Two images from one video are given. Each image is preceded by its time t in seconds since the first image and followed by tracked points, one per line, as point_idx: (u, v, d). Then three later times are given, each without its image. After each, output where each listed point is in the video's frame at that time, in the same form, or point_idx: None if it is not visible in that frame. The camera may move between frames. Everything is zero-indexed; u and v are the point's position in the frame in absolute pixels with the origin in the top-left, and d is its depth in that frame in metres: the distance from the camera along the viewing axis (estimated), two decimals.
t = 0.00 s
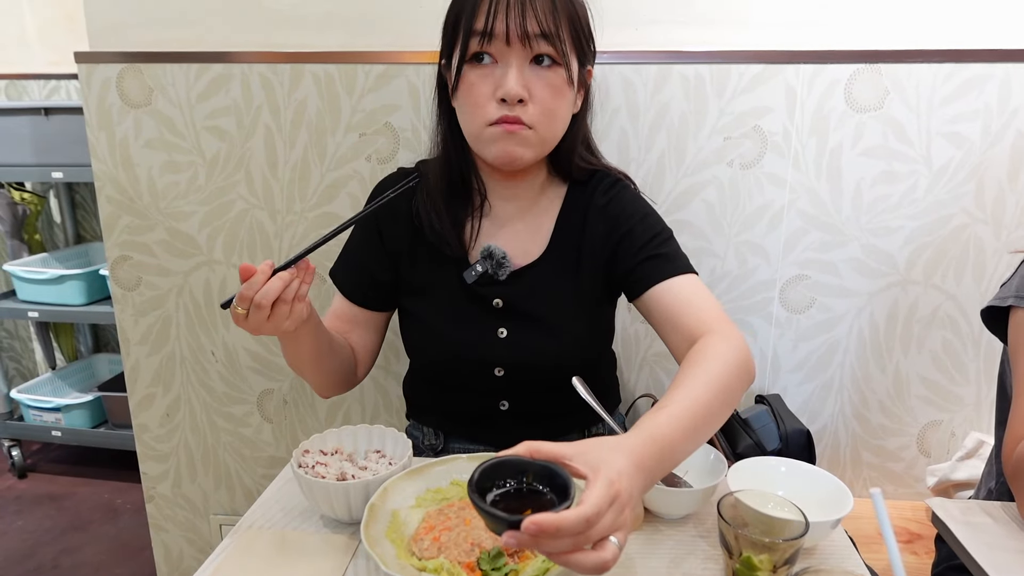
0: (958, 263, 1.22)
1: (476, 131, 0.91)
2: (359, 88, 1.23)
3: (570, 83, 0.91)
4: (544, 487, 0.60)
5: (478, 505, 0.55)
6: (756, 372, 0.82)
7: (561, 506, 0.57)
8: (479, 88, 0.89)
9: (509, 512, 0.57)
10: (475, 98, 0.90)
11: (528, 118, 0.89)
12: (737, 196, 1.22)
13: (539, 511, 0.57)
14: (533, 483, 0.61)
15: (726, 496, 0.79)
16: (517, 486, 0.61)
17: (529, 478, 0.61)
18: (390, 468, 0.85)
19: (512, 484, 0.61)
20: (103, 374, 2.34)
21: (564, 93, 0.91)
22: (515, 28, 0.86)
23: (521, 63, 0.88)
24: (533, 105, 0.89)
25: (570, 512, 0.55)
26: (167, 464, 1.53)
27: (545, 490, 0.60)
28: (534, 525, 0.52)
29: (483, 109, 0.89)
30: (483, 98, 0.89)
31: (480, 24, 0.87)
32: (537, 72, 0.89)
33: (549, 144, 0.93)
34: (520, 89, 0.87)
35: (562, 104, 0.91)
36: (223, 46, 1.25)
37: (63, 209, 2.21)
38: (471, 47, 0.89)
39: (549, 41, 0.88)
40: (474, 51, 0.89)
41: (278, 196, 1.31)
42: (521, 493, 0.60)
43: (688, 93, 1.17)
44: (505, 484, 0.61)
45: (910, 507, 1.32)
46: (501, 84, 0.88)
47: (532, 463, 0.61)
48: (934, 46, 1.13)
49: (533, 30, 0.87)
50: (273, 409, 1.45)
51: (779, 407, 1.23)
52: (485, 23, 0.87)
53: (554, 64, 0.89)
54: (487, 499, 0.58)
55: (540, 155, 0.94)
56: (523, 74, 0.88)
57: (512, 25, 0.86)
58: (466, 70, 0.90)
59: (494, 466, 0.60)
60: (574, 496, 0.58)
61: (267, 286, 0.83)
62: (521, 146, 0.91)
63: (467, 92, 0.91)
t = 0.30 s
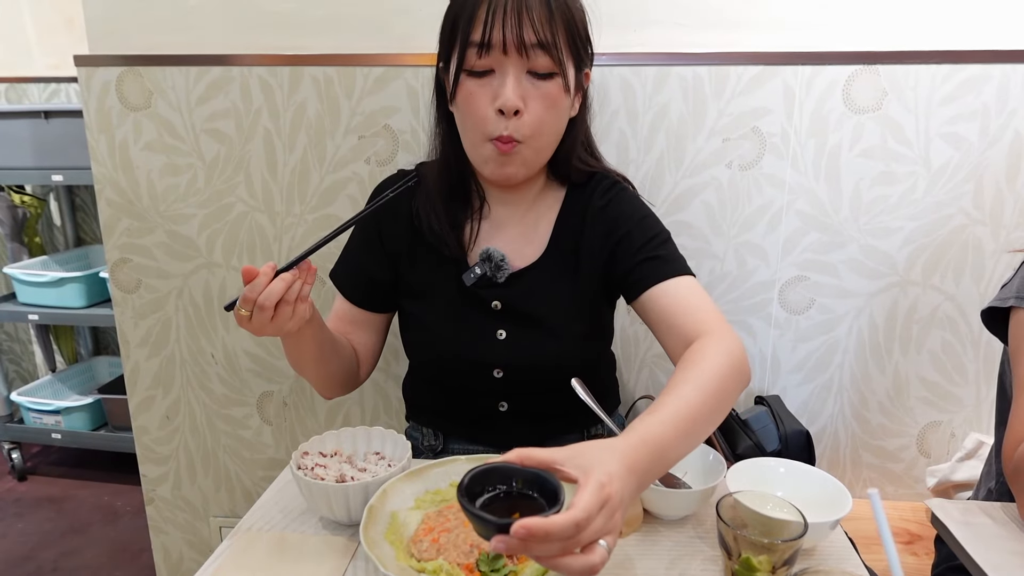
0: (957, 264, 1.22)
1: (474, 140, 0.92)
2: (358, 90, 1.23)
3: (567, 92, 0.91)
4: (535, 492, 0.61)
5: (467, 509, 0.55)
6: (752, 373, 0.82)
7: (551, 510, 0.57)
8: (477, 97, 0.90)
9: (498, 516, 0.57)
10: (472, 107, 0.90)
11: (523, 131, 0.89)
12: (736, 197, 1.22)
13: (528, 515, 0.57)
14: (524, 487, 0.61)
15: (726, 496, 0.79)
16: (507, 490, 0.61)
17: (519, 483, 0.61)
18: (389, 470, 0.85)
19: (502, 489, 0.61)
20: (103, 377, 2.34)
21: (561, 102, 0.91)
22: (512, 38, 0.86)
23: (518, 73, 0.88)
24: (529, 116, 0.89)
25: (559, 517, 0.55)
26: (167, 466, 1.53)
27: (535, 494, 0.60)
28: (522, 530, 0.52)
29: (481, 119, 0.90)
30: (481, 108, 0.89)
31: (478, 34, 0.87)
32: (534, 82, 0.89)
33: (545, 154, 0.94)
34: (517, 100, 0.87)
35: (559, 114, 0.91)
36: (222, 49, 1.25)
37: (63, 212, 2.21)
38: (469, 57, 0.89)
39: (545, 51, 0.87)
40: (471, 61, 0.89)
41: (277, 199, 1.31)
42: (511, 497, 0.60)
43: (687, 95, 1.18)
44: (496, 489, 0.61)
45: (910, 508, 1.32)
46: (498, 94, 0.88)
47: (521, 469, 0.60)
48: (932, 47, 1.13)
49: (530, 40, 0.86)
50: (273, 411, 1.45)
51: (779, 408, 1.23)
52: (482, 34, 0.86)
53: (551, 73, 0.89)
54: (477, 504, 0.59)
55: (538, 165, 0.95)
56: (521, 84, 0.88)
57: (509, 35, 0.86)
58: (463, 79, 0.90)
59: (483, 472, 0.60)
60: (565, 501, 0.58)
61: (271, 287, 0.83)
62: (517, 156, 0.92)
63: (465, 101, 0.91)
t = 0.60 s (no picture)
0: (957, 266, 1.22)
1: (476, 143, 0.92)
2: (358, 92, 1.23)
3: (569, 95, 0.91)
4: (533, 498, 0.61)
5: (467, 518, 0.55)
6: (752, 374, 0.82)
7: (551, 517, 0.58)
8: (479, 102, 0.90)
9: (498, 524, 0.57)
10: (474, 112, 0.90)
11: (529, 131, 0.90)
12: (735, 199, 1.22)
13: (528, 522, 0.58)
14: (523, 495, 0.62)
15: (726, 498, 0.79)
16: (506, 498, 0.62)
17: (518, 490, 0.62)
18: (389, 472, 0.86)
19: (501, 496, 0.62)
20: (103, 379, 2.34)
21: (563, 104, 0.91)
22: (514, 43, 0.86)
23: (521, 77, 0.88)
24: (533, 118, 0.90)
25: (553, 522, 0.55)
26: (167, 469, 1.52)
27: (534, 501, 0.61)
28: (521, 537, 0.53)
29: (484, 123, 0.90)
30: (483, 112, 0.90)
31: (479, 41, 0.87)
32: (537, 86, 0.89)
33: (549, 155, 0.95)
34: (520, 104, 0.88)
35: (562, 116, 0.92)
36: (222, 52, 1.25)
37: (63, 214, 2.21)
38: (469, 64, 0.88)
39: (548, 55, 0.88)
40: (472, 68, 0.88)
41: (278, 201, 1.31)
42: (510, 505, 0.61)
43: (687, 97, 1.18)
44: (496, 497, 0.62)
45: (911, 510, 1.32)
46: (500, 98, 0.88)
47: (520, 476, 0.62)
48: (931, 49, 1.14)
49: (532, 45, 0.86)
50: (274, 413, 1.45)
51: (779, 410, 1.23)
52: (484, 41, 0.86)
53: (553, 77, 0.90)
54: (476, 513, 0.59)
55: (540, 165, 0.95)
56: (523, 88, 0.88)
57: (511, 41, 0.86)
58: (464, 84, 0.90)
59: (482, 481, 0.61)
60: (563, 506, 0.58)
61: (260, 289, 0.83)
62: (521, 156, 0.92)
63: (466, 106, 0.91)
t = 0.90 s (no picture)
0: (959, 266, 1.22)
1: (474, 144, 0.92)
2: (358, 93, 1.23)
3: (567, 94, 0.91)
4: (521, 494, 0.61)
5: (455, 515, 0.56)
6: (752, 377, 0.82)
7: (539, 512, 0.57)
8: (475, 102, 0.89)
9: (486, 519, 0.57)
10: (470, 112, 0.90)
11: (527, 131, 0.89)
12: (736, 199, 1.22)
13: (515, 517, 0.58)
14: (511, 492, 0.62)
15: (728, 498, 0.79)
16: (494, 496, 0.61)
17: (506, 488, 0.62)
18: (390, 472, 0.85)
19: (489, 494, 0.61)
20: (103, 380, 2.34)
21: (560, 103, 0.91)
22: (510, 42, 0.85)
23: (517, 77, 0.88)
24: (531, 117, 0.89)
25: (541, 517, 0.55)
26: (167, 469, 1.52)
27: (522, 498, 0.61)
28: (509, 531, 0.52)
29: (480, 123, 0.89)
30: (479, 112, 0.89)
31: (474, 41, 0.87)
32: (535, 85, 0.89)
33: (548, 154, 0.94)
34: (517, 103, 0.87)
35: (561, 115, 0.91)
36: (222, 52, 1.25)
37: (63, 215, 2.21)
38: (465, 63, 0.88)
39: (545, 54, 0.87)
40: (467, 68, 0.88)
41: (278, 201, 1.31)
42: (498, 502, 0.61)
43: (688, 97, 1.18)
44: (484, 494, 0.62)
45: (912, 510, 1.32)
46: (496, 98, 0.88)
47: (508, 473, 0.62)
48: (932, 48, 1.13)
49: (529, 44, 0.86)
50: (274, 414, 1.44)
51: (780, 410, 1.23)
52: (479, 40, 0.86)
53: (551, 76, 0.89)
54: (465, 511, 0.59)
55: (538, 165, 0.95)
56: (520, 87, 0.88)
57: (507, 40, 0.85)
58: (460, 84, 0.90)
59: (471, 479, 0.61)
60: (551, 502, 0.58)
61: (257, 309, 0.83)
62: (518, 157, 0.92)
63: (462, 107, 0.91)
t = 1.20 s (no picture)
0: (962, 263, 1.22)
1: (470, 145, 0.92)
2: (360, 91, 1.23)
3: (563, 94, 0.90)
4: (490, 493, 0.65)
5: (422, 513, 0.60)
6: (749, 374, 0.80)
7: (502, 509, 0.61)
8: (471, 103, 0.89)
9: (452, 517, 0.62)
10: (466, 113, 0.90)
11: (520, 133, 0.89)
12: (738, 196, 1.22)
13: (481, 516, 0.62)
14: (481, 490, 0.66)
15: (731, 495, 0.79)
16: (464, 494, 0.66)
17: (476, 486, 0.66)
18: (394, 470, 0.85)
19: (460, 492, 0.66)
20: (106, 379, 2.35)
21: (557, 103, 0.90)
22: (504, 42, 0.85)
23: (512, 78, 0.87)
24: (525, 118, 0.89)
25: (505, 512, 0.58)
26: (171, 468, 1.53)
27: (490, 496, 0.65)
28: (474, 528, 0.56)
29: (476, 124, 0.89)
30: (475, 113, 0.89)
31: (469, 42, 0.86)
32: (529, 86, 0.88)
33: (544, 155, 0.94)
34: (511, 104, 0.87)
35: (555, 116, 0.91)
36: (225, 51, 1.25)
37: (66, 215, 2.22)
38: (460, 64, 0.88)
39: (539, 54, 0.86)
40: (463, 69, 0.88)
41: (281, 200, 1.31)
42: (468, 500, 0.65)
43: (690, 94, 1.18)
44: (455, 492, 0.66)
45: (915, 507, 1.32)
46: (491, 99, 0.88)
47: (478, 472, 0.65)
48: (935, 45, 1.13)
49: (523, 45, 0.85)
50: (278, 412, 1.45)
51: (783, 407, 1.23)
52: (474, 41, 0.85)
53: (546, 77, 0.88)
54: (434, 508, 0.63)
55: (535, 166, 0.95)
56: (515, 88, 0.87)
57: (501, 41, 0.85)
58: (456, 85, 0.89)
59: (443, 477, 0.65)
60: (515, 500, 0.62)
61: (256, 321, 0.83)
62: (514, 159, 0.92)
63: (458, 107, 0.91)
